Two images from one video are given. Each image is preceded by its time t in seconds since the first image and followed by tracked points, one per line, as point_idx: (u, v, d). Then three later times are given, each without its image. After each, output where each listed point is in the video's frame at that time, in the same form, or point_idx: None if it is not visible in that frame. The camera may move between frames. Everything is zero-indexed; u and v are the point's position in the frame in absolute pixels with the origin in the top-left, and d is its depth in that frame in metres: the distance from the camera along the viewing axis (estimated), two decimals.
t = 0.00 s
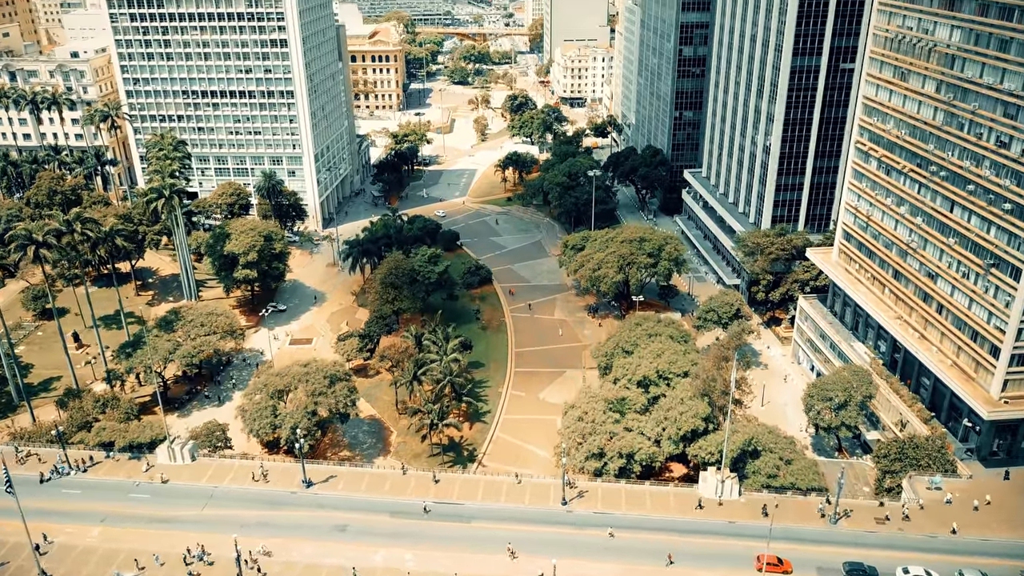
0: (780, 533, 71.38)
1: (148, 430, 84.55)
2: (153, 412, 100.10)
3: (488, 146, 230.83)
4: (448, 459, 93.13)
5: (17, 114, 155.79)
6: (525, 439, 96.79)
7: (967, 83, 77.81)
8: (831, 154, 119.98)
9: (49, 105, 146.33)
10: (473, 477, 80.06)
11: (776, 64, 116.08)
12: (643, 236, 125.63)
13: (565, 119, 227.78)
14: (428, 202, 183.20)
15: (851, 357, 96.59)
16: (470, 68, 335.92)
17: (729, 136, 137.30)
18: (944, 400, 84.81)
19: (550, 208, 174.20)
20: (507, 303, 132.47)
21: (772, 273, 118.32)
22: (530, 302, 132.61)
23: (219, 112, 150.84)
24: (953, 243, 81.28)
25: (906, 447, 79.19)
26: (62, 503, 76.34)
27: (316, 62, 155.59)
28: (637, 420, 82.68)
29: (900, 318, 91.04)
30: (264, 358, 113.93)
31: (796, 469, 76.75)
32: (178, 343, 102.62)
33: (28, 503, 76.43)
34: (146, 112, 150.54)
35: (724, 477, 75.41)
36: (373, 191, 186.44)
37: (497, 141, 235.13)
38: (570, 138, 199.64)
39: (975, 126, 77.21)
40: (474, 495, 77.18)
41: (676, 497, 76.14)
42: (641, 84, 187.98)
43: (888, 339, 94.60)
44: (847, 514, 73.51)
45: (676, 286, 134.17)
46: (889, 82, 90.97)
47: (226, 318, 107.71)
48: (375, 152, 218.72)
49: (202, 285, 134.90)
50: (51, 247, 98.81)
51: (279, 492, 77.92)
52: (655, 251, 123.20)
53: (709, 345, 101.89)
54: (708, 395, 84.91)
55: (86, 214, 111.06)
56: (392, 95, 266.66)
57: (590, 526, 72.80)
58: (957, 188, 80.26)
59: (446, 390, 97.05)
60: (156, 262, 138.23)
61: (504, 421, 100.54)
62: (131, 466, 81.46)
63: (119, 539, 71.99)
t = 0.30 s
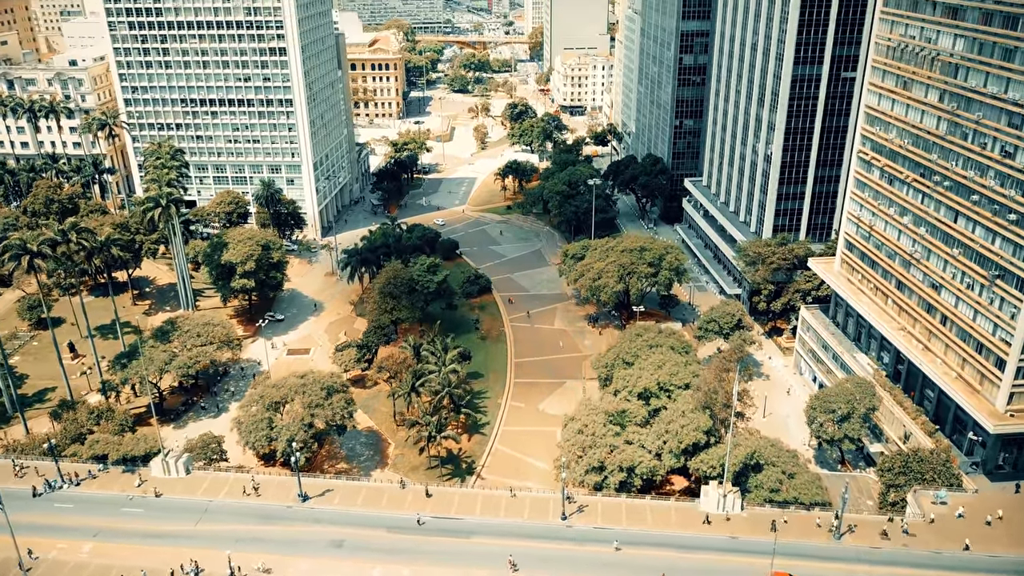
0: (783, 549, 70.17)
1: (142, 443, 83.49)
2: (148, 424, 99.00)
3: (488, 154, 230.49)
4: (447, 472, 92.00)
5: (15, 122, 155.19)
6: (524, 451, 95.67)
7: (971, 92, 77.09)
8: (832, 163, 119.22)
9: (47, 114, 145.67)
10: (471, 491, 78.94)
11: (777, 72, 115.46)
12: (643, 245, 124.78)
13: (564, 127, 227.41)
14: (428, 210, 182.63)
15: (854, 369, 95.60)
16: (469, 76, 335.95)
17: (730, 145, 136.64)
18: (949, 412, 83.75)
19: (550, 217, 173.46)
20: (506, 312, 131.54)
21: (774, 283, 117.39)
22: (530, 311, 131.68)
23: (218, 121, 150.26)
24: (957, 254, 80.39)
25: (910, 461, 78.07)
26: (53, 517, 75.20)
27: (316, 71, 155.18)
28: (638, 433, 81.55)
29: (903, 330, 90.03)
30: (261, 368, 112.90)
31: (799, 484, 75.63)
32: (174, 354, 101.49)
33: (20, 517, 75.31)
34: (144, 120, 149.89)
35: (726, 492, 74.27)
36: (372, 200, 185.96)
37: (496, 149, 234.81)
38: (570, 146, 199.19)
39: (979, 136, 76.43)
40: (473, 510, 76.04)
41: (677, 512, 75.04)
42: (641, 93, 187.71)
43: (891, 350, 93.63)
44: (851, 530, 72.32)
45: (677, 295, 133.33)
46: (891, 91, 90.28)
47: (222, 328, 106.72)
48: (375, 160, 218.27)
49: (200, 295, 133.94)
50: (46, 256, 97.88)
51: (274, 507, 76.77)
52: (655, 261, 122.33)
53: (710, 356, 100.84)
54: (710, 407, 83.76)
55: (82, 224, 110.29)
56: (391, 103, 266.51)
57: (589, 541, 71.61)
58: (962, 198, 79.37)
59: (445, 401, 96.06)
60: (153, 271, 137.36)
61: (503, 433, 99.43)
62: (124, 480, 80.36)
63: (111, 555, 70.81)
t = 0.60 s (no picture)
0: (786, 565, 68.90)
1: (136, 455, 82.31)
2: (143, 435, 97.89)
3: (487, 162, 229.85)
4: (445, 484, 90.85)
5: (13, 130, 154.59)
6: (524, 463, 94.53)
7: (975, 101, 76.26)
8: (834, 172, 118.42)
9: (44, 122, 145.05)
10: (469, 505, 77.77)
11: (779, 81, 114.79)
12: (644, 254, 123.80)
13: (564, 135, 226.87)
14: (427, 219, 181.79)
15: (857, 380, 94.54)
16: (469, 84, 335.97)
17: (730, 154, 135.95)
18: (954, 425, 82.69)
19: (550, 225, 172.62)
20: (506, 322, 130.56)
21: (775, 292, 116.41)
22: (529, 320, 130.68)
23: (217, 129, 149.70)
24: (961, 265, 79.46)
25: (915, 475, 76.91)
26: (45, 532, 74.03)
27: (315, 79, 154.61)
28: (639, 445, 80.52)
29: (907, 341, 88.95)
30: (258, 379, 111.84)
31: (803, 498, 74.45)
32: (170, 364, 100.32)
33: (11, 531, 74.14)
34: (142, 128, 149.34)
35: (728, 506, 73.11)
36: (372, 208, 185.26)
37: (496, 157, 234.20)
38: (570, 155, 198.69)
39: (983, 145, 75.60)
40: (471, 524, 74.86)
41: (679, 527, 73.75)
42: (642, 101, 187.23)
43: (894, 361, 92.63)
44: (855, 545, 71.11)
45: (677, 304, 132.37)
46: (894, 100, 89.53)
47: (219, 338, 105.71)
48: (374, 168, 217.57)
49: (197, 304, 133.05)
50: (40, 266, 96.94)
51: (269, 521, 75.62)
52: (656, 270, 121.40)
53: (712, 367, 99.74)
54: (712, 420, 82.64)
55: (78, 234, 108.39)
56: (391, 111, 266.20)
57: (590, 557, 70.40)
58: (966, 208, 78.49)
59: (443, 413, 95.02)
60: (150, 280, 136.49)
61: (502, 445, 98.28)
62: (118, 493, 79.21)
63: (102, 571, 69.59)
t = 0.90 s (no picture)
0: None
1: (131, 468, 81.52)
2: (138, 447, 96.82)
3: (487, 170, 229.40)
4: (444, 497, 89.68)
5: (11, 138, 153.97)
6: (523, 475, 93.44)
7: (980, 110, 75.39)
8: (836, 181, 117.63)
9: (42, 130, 144.38)
10: (467, 519, 76.65)
11: (780, 89, 114.21)
12: (645, 263, 122.91)
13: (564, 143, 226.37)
14: (426, 227, 181.14)
15: (860, 391, 93.62)
16: (470, 92, 335.91)
17: (731, 162, 135.20)
18: (959, 437, 81.71)
19: (550, 234, 171.78)
20: (505, 331, 129.61)
21: (777, 302, 115.44)
22: (529, 330, 129.74)
23: (215, 137, 149.07)
24: (966, 275, 78.46)
25: (921, 488, 75.74)
26: (36, 546, 72.85)
27: (314, 86, 153.91)
28: (640, 458, 79.47)
29: (911, 352, 87.90)
30: (255, 389, 110.79)
31: (806, 513, 73.29)
32: (166, 375, 99.12)
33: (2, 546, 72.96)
34: (140, 136, 148.73)
35: (730, 521, 71.89)
36: (371, 216, 184.67)
37: (496, 165, 233.74)
38: (570, 163, 198.17)
39: (988, 155, 74.70)
40: (469, 538, 73.75)
41: (681, 543, 72.50)
42: (642, 109, 186.76)
43: (898, 372, 91.66)
44: (860, 561, 69.89)
45: (678, 314, 131.47)
46: (897, 109, 88.73)
47: (216, 349, 104.72)
48: (374, 176, 217.03)
49: (194, 313, 132.07)
50: (35, 276, 95.99)
51: (264, 536, 74.42)
52: (657, 279, 120.55)
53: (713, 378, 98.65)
54: (714, 432, 81.55)
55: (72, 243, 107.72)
56: (391, 119, 265.82)
57: (590, 572, 69.21)
58: (970, 218, 77.60)
59: (442, 424, 94.02)
60: (147, 289, 135.64)
61: (502, 457, 97.13)
62: (111, 507, 78.11)
63: None
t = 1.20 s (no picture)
0: None
1: (124, 481, 80.42)
2: (134, 459, 95.67)
3: (487, 178, 228.76)
4: (442, 510, 88.45)
5: (8, 146, 153.28)
6: (523, 487, 92.29)
7: (984, 119, 74.56)
8: (838, 190, 116.85)
9: (39, 138, 143.63)
10: (466, 533, 75.60)
11: (781, 97, 113.58)
12: (646, 272, 122.00)
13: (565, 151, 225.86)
14: (426, 235, 180.33)
15: (864, 403, 92.59)
16: (470, 100, 335.88)
17: (732, 170, 134.42)
18: (964, 450, 80.72)
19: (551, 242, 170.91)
20: (505, 340, 128.61)
21: (779, 311, 114.43)
22: (529, 339, 128.75)
23: (213, 145, 148.44)
24: (971, 285, 77.50)
25: (926, 502, 74.55)
26: (27, 561, 71.64)
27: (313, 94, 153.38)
28: (641, 471, 78.43)
29: (915, 362, 86.79)
30: (252, 399, 109.71)
31: (810, 527, 72.02)
32: (162, 386, 97.80)
33: None
34: (138, 144, 148.03)
35: (733, 535, 70.85)
36: (370, 224, 183.92)
37: (496, 173, 233.16)
38: (570, 171, 197.58)
39: (992, 164, 73.84)
40: (468, 553, 72.66)
41: (683, 558, 71.27)
42: (642, 117, 186.27)
43: (902, 383, 90.66)
44: None
45: (679, 323, 130.49)
46: (900, 117, 87.97)
47: (212, 359, 103.65)
48: (373, 183, 216.35)
49: (191, 322, 131.05)
50: (28, 285, 94.92)
51: (259, 551, 73.22)
52: (657, 289, 119.74)
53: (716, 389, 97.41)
54: (716, 445, 80.47)
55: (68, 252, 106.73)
56: (391, 127, 265.37)
57: None
58: (975, 228, 76.63)
59: (441, 435, 92.93)
60: (145, 299, 134.71)
61: (501, 468, 95.97)
62: (103, 521, 76.95)
63: None
